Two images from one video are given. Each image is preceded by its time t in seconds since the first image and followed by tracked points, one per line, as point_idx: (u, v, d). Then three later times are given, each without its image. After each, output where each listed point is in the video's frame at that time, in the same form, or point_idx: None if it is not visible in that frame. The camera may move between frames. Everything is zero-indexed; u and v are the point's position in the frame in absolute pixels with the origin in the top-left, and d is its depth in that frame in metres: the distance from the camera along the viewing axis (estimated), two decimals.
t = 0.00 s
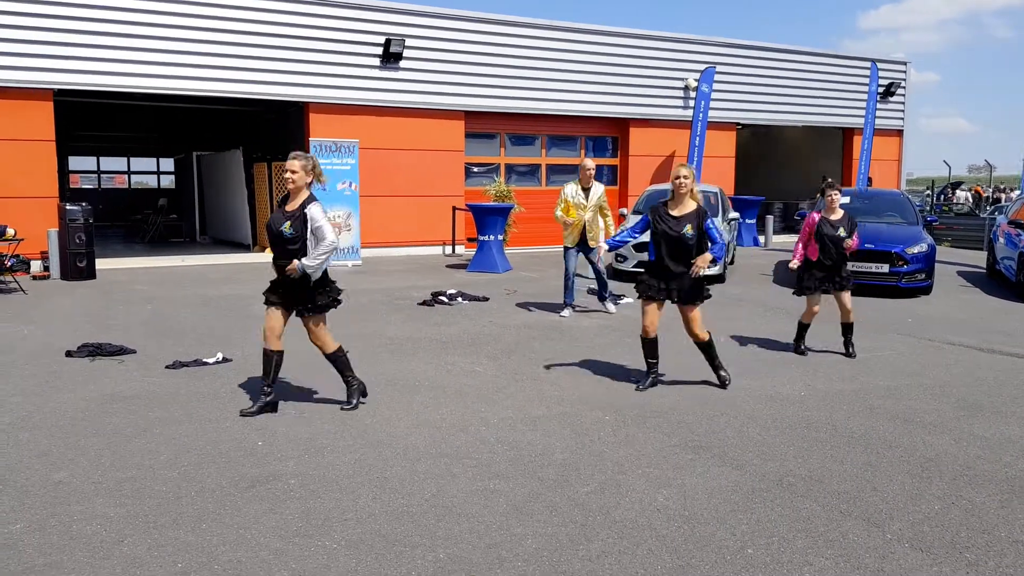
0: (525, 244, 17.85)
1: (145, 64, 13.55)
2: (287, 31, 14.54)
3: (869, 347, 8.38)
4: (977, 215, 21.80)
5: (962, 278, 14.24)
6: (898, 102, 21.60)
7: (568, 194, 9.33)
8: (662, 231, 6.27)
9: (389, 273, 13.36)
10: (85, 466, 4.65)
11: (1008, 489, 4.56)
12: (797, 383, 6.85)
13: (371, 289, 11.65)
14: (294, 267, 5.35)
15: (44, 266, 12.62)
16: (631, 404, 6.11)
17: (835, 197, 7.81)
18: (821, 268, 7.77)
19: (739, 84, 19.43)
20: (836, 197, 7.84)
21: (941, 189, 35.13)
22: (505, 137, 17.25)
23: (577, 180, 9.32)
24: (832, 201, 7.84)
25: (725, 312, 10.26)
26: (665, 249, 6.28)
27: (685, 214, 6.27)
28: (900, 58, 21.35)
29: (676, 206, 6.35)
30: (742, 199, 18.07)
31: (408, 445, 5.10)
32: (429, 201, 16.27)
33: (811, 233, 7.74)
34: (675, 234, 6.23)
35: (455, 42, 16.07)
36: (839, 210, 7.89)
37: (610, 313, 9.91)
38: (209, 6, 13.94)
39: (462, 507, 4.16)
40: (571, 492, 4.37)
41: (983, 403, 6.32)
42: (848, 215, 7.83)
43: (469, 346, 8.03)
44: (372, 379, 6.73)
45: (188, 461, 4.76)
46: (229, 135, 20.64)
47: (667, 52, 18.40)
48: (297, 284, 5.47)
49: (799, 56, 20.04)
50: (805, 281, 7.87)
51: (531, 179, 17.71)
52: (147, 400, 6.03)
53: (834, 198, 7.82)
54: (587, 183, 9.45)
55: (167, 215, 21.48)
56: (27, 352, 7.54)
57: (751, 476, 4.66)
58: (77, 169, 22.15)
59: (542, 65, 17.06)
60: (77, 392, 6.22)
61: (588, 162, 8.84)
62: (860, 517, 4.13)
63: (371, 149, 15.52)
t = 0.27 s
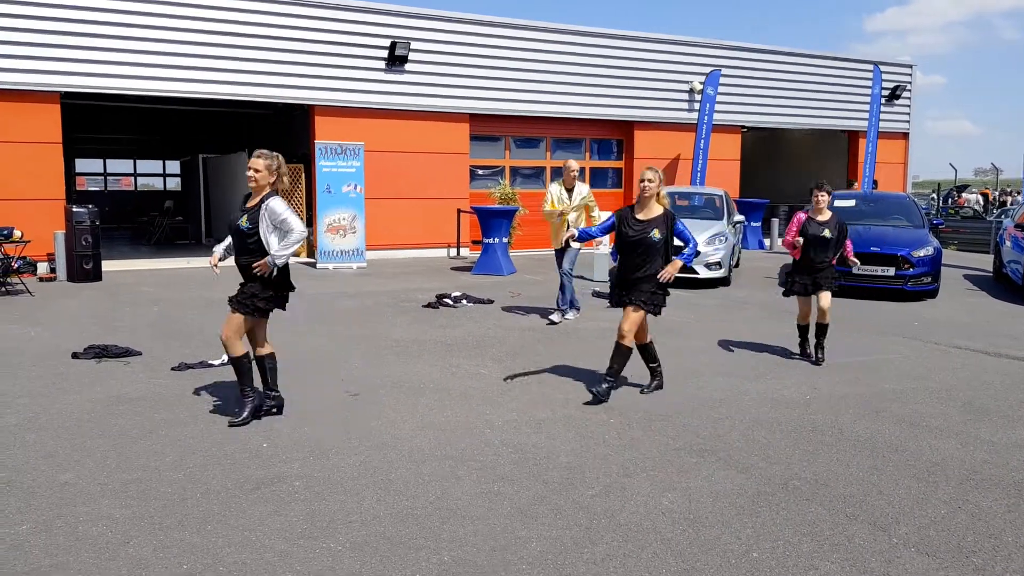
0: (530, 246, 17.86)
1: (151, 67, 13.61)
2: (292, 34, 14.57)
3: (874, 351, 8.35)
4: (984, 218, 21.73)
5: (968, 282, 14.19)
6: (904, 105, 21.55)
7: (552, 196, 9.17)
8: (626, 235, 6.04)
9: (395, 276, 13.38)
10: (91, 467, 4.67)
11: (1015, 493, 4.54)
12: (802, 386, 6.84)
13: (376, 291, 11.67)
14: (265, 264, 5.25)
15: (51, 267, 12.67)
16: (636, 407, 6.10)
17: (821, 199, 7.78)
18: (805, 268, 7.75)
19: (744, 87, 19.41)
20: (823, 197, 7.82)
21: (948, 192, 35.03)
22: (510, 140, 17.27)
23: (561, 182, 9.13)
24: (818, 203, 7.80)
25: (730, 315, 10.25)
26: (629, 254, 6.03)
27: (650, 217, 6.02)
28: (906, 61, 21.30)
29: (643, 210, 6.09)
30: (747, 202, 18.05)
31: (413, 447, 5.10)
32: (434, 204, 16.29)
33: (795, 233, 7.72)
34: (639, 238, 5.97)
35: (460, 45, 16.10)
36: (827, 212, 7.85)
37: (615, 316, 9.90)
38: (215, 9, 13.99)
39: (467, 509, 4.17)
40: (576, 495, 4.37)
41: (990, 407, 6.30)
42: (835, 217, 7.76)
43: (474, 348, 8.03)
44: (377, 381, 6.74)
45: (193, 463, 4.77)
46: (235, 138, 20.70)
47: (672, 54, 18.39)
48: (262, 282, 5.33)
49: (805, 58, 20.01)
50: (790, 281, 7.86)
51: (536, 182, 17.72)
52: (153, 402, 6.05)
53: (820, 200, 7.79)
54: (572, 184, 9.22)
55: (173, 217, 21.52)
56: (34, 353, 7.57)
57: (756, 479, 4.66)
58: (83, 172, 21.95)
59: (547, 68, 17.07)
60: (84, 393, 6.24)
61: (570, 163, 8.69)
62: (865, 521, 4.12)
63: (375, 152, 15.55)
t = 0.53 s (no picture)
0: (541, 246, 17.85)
1: (166, 68, 13.71)
2: (304, 34, 14.62)
3: (888, 351, 8.29)
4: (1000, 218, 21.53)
5: (984, 282, 14.06)
6: (919, 103, 21.38)
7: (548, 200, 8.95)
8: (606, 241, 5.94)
9: (407, 276, 13.40)
10: (106, 465, 4.70)
11: None
12: (815, 387, 6.79)
13: (388, 291, 11.69)
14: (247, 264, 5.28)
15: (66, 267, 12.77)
16: (647, 407, 6.08)
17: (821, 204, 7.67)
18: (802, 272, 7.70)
19: (757, 86, 19.32)
20: (823, 203, 7.69)
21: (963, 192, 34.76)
22: (521, 140, 17.27)
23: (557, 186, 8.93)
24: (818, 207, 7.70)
25: (743, 315, 10.20)
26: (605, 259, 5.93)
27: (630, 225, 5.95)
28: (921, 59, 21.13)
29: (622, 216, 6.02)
30: (760, 202, 17.96)
31: (424, 447, 5.10)
32: (446, 204, 16.31)
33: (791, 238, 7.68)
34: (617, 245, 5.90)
35: (472, 45, 16.12)
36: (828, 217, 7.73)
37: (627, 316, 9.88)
38: (228, 11, 14.06)
39: (478, 508, 4.17)
40: (587, 495, 4.36)
41: (1005, 409, 6.24)
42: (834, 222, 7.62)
43: (484, 348, 8.03)
44: (388, 381, 6.75)
45: (206, 461, 4.79)
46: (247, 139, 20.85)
47: (685, 54, 18.33)
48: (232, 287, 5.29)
49: (818, 57, 19.89)
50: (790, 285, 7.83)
51: (548, 182, 17.71)
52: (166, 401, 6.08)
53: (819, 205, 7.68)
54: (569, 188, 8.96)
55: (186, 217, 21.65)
56: (49, 352, 7.64)
57: (768, 480, 4.63)
58: (98, 174, 21.97)
59: (558, 67, 17.04)
60: (97, 392, 6.29)
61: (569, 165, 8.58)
62: (879, 523, 4.09)
63: (387, 152, 15.59)
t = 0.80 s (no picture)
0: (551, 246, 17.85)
1: (178, 69, 13.80)
2: (314, 35, 14.68)
3: (899, 352, 8.25)
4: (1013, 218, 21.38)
5: (996, 283, 13.97)
6: (931, 103, 21.27)
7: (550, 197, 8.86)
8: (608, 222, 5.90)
9: (417, 276, 13.42)
10: (118, 464, 4.73)
11: None
12: (826, 388, 6.76)
13: (398, 292, 11.72)
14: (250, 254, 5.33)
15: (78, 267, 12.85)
16: (657, 408, 6.07)
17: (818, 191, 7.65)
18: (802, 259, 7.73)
19: (767, 86, 19.26)
20: (821, 191, 7.67)
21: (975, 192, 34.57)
22: (531, 141, 17.28)
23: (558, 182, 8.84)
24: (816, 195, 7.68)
25: (753, 316, 10.17)
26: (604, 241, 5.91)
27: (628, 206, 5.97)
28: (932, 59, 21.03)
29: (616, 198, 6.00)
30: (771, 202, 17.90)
31: (434, 447, 5.11)
32: (456, 205, 16.33)
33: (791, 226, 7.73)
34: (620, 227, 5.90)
35: (481, 46, 16.14)
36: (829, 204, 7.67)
37: (637, 316, 9.86)
38: (239, 12, 14.14)
39: (488, 509, 4.17)
40: (597, 496, 4.36)
41: (1018, 410, 6.19)
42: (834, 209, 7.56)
43: (494, 348, 8.04)
44: (398, 381, 6.76)
45: (217, 461, 4.81)
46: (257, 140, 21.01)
47: (695, 54, 18.30)
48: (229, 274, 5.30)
49: (829, 57, 19.82)
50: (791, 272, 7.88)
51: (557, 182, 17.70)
52: (178, 401, 6.11)
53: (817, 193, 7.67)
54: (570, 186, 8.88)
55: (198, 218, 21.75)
56: (62, 351, 7.69)
57: (779, 481, 4.62)
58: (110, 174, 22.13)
59: (568, 68, 17.04)
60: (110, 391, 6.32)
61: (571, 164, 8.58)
62: (891, 524, 4.07)
63: (397, 152, 15.62)
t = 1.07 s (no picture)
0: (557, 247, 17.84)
1: (186, 72, 13.87)
2: (322, 38, 14.75)
3: (907, 353, 8.21)
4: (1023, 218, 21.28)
5: (1006, 283, 13.90)
6: (939, 103, 21.19)
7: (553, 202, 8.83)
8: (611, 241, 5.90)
9: (424, 278, 13.45)
10: (126, 466, 4.75)
11: None
12: (834, 389, 6.74)
13: (404, 293, 11.74)
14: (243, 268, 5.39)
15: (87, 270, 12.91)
16: (664, 409, 6.06)
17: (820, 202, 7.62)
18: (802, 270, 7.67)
19: (774, 87, 19.24)
20: (822, 202, 7.63)
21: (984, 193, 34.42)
22: (538, 142, 17.29)
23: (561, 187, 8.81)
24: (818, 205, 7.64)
25: (760, 316, 10.14)
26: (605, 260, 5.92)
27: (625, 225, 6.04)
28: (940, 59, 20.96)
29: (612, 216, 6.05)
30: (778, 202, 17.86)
31: (441, 449, 5.12)
32: (463, 206, 16.33)
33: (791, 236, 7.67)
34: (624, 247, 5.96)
35: (488, 48, 16.17)
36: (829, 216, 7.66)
37: (644, 317, 9.85)
38: (247, 15, 14.21)
39: (495, 510, 4.17)
40: (604, 497, 4.36)
41: None
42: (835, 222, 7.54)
43: (501, 350, 8.04)
44: (406, 382, 6.78)
45: (224, 462, 4.83)
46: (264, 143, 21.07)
47: (701, 55, 18.29)
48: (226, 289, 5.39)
49: (836, 57, 19.78)
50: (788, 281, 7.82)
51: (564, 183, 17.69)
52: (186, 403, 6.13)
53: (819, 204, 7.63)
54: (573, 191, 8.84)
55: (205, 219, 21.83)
56: (72, 353, 7.73)
57: (787, 483, 4.61)
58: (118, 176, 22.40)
59: (574, 69, 17.05)
60: (118, 393, 6.35)
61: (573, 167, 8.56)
62: (899, 526, 4.06)
63: (404, 154, 15.64)
